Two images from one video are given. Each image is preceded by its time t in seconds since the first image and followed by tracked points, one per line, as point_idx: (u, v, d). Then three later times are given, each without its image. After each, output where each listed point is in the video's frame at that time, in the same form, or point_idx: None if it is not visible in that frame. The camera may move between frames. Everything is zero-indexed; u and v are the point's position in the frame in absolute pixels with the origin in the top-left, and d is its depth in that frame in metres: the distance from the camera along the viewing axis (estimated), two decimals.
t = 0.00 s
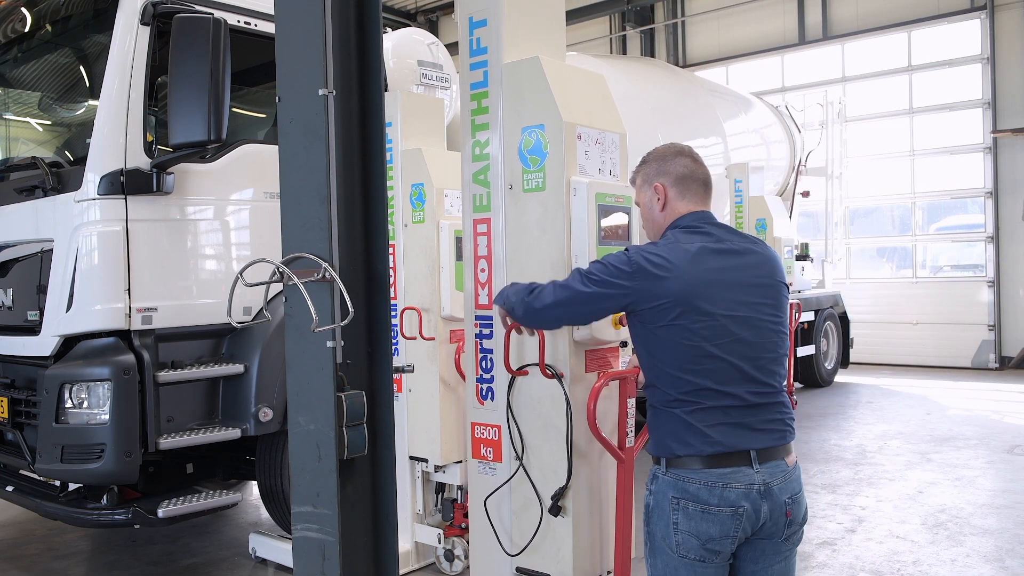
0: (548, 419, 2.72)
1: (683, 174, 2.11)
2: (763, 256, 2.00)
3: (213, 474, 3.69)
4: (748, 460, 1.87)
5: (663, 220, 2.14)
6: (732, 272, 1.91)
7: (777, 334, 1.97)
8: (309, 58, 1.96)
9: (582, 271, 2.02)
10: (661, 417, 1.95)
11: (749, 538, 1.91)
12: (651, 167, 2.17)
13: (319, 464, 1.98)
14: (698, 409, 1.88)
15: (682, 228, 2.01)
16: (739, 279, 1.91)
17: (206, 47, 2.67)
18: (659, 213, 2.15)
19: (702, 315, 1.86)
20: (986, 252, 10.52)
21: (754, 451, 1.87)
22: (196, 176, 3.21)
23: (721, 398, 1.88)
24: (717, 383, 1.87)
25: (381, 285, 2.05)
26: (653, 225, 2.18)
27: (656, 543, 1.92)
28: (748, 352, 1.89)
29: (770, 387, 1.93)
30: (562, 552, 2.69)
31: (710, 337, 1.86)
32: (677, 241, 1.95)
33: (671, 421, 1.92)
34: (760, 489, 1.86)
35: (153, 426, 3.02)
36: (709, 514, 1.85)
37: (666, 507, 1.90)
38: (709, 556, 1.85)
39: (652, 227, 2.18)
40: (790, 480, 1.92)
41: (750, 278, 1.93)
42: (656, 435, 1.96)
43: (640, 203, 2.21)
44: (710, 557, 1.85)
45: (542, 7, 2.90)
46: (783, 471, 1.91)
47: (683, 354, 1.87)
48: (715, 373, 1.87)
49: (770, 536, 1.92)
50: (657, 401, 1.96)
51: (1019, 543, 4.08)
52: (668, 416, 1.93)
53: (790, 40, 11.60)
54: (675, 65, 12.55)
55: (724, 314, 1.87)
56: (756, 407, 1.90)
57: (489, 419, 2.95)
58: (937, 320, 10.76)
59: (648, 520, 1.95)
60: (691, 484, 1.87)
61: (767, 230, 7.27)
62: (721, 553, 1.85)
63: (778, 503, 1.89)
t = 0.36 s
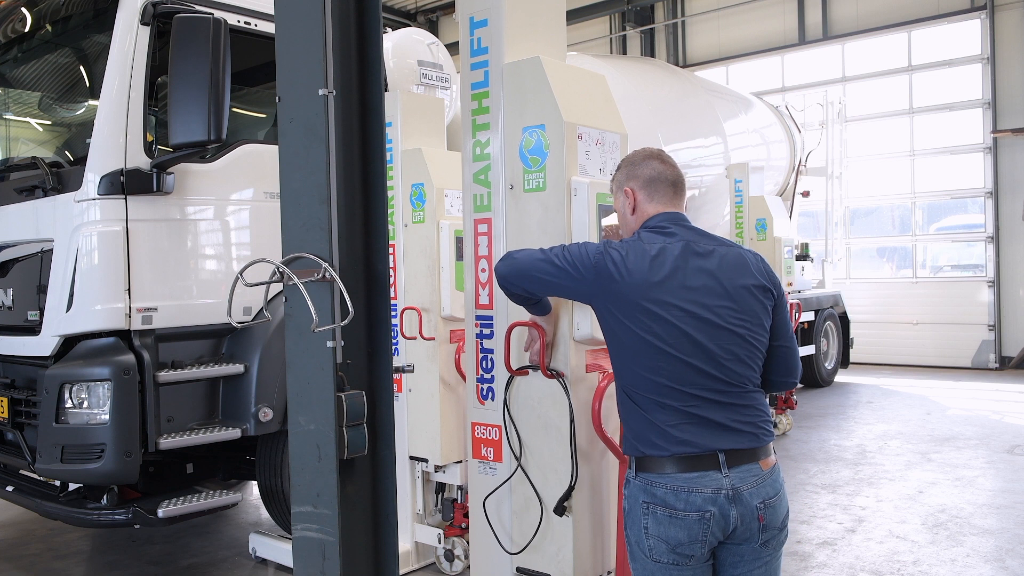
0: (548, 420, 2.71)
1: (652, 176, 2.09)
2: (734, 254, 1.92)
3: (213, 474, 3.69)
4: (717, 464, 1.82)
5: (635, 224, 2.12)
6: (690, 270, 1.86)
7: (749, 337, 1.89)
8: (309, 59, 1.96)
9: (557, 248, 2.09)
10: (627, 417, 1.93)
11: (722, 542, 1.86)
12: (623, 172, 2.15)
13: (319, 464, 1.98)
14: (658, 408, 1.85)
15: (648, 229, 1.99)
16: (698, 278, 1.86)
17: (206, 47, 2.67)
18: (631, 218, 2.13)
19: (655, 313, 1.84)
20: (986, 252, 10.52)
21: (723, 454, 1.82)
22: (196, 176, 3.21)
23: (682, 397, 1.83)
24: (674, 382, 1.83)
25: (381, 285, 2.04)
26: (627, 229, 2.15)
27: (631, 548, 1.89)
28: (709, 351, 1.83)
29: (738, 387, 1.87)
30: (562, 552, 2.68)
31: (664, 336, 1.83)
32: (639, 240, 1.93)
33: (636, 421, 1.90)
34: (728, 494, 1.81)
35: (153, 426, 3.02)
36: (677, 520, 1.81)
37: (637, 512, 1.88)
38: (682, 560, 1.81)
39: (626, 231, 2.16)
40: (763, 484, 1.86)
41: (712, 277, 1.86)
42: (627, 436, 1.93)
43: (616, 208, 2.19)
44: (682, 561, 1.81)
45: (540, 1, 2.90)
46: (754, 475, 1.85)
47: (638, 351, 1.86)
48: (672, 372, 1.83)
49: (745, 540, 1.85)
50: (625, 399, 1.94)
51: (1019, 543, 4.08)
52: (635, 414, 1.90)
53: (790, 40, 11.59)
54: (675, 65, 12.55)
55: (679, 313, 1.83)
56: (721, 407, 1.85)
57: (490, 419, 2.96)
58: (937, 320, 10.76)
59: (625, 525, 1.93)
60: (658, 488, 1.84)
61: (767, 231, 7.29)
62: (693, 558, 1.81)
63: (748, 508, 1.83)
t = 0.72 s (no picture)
0: (547, 421, 2.72)
1: (655, 176, 2.07)
2: (731, 255, 1.91)
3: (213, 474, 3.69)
4: (711, 467, 1.82)
5: (635, 223, 2.12)
6: (686, 271, 1.86)
7: (746, 339, 1.88)
8: (309, 58, 1.96)
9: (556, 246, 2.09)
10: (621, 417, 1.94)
11: (717, 546, 1.85)
12: (627, 169, 2.15)
13: (319, 464, 1.98)
14: (652, 409, 1.85)
15: (646, 228, 1.98)
16: (694, 279, 1.85)
17: (206, 47, 2.67)
18: (631, 216, 2.13)
19: (650, 312, 1.84)
20: (986, 252, 10.52)
21: (717, 457, 1.82)
22: (196, 176, 3.21)
23: (676, 398, 1.83)
24: (669, 383, 1.83)
25: (381, 284, 2.04)
26: (628, 227, 2.15)
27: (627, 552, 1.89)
28: (703, 353, 1.82)
29: (732, 389, 1.86)
30: (563, 552, 2.69)
31: (658, 336, 1.83)
32: (636, 240, 1.93)
33: (630, 422, 1.91)
34: (721, 497, 1.81)
35: (153, 426, 3.02)
36: (670, 523, 1.81)
37: (631, 516, 1.89)
38: (676, 563, 1.81)
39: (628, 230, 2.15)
40: (757, 487, 1.86)
41: (708, 277, 1.86)
42: (622, 439, 1.93)
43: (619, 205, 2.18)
44: (677, 564, 1.81)
45: None
46: (748, 478, 1.85)
47: (632, 351, 1.86)
48: (666, 373, 1.83)
49: (740, 543, 1.84)
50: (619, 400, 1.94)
51: (1019, 543, 4.07)
52: (630, 415, 1.90)
53: (790, 40, 11.59)
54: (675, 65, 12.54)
55: (673, 313, 1.83)
56: (714, 409, 1.84)
57: (491, 419, 2.95)
58: (937, 320, 10.76)
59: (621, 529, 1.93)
60: (651, 492, 1.84)
61: (767, 230, 7.28)
62: (687, 561, 1.81)
63: (743, 511, 1.83)
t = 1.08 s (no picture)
0: (548, 421, 2.72)
1: (670, 172, 2.06)
2: (751, 254, 1.96)
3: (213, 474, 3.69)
4: (740, 465, 1.82)
5: (649, 218, 2.11)
6: (720, 270, 1.87)
7: (767, 337, 1.93)
8: (309, 59, 1.96)
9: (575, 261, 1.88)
10: (645, 418, 1.89)
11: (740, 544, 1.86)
12: (640, 164, 2.12)
13: (319, 464, 1.98)
14: (687, 410, 1.82)
15: (670, 226, 1.96)
16: (727, 276, 1.87)
17: (206, 47, 2.66)
18: (645, 212, 2.11)
19: (691, 313, 1.81)
20: (986, 252, 10.52)
21: (745, 456, 1.82)
22: (196, 176, 3.21)
23: (712, 398, 1.82)
24: (705, 384, 1.82)
25: (381, 284, 2.05)
26: (640, 223, 2.14)
27: (650, 554, 1.85)
28: (736, 352, 1.85)
29: (759, 388, 1.88)
30: (563, 552, 2.69)
31: (698, 337, 1.81)
32: (668, 238, 1.89)
33: (658, 424, 1.86)
34: (751, 494, 1.81)
35: (153, 426, 3.02)
36: (702, 523, 1.78)
37: (657, 516, 1.84)
38: (703, 563, 1.79)
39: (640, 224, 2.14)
40: (782, 484, 1.88)
41: (738, 276, 1.89)
42: (645, 439, 1.88)
43: (629, 199, 2.16)
44: (704, 563, 1.79)
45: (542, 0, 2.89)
46: (773, 475, 1.86)
47: (672, 353, 1.81)
48: (704, 373, 1.82)
49: (763, 540, 1.86)
50: (644, 402, 1.88)
51: (1019, 543, 4.08)
52: (658, 416, 1.86)
53: (790, 40, 11.59)
54: (675, 65, 12.54)
55: (712, 313, 1.83)
56: (745, 407, 1.86)
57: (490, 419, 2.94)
58: (937, 320, 10.77)
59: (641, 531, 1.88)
60: (681, 491, 1.81)
61: (767, 231, 7.30)
62: (713, 560, 1.79)
63: (770, 508, 1.84)
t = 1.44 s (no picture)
0: (548, 421, 2.72)
1: (723, 170, 2.07)
2: (807, 264, 2.04)
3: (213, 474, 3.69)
4: (789, 468, 1.86)
5: (704, 217, 2.09)
6: (793, 276, 1.93)
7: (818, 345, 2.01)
8: (310, 59, 1.96)
9: (687, 279, 1.79)
10: (704, 420, 1.90)
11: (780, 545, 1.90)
12: (691, 166, 2.11)
13: (319, 464, 1.98)
14: (752, 414, 1.85)
15: (737, 225, 1.98)
16: (797, 284, 1.93)
17: (206, 47, 2.66)
18: (699, 211, 2.09)
19: (771, 316, 1.85)
20: (986, 252, 10.52)
21: (794, 458, 1.87)
22: (196, 176, 3.21)
23: (776, 401, 1.86)
24: (772, 386, 1.86)
25: (382, 284, 2.04)
26: (693, 223, 2.12)
27: (693, 553, 1.86)
28: (800, 356, 1.90)
29: (813, 393, 1.95)
30: (563, 552, 2.69)
31: (775, 340, 1.85)
32: (746, 241, 1.91)
33: (718, 424, 1.87)
34: (799, 496, 1.86)
35: (153, 426, 3.02)
36: (753, 523, 1.82)
37: (704, 515, 1.86)
38: (747, 563, 1.82)
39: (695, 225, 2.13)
40: (823, 488, 1.93)
41: (804, 283, 1.96)
42: (697, 438, 1.90)
43: (678, 201, 2.14)
44: (748, 563, 1.82)
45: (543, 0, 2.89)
46: (817, 478, 1.91)
47: (751, 355, 1.84)
48: (773, 376, 1.85)
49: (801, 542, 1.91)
50: (703, 401, 1.90)
51: (1019, 543, 4.07)
52: (716, 416, 1.88)
53: (790, 40, 11.58)
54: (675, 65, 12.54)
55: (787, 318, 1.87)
56: (801, 411, 1.91)
57: (490, 419, 2.93)
58: (937, 320, 10.78)
59: (683, 529, 1.89)
60: (733, 491, 1.83)
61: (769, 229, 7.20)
62: (756, 560, 1.83)
63: (813, 510, 1.89)
